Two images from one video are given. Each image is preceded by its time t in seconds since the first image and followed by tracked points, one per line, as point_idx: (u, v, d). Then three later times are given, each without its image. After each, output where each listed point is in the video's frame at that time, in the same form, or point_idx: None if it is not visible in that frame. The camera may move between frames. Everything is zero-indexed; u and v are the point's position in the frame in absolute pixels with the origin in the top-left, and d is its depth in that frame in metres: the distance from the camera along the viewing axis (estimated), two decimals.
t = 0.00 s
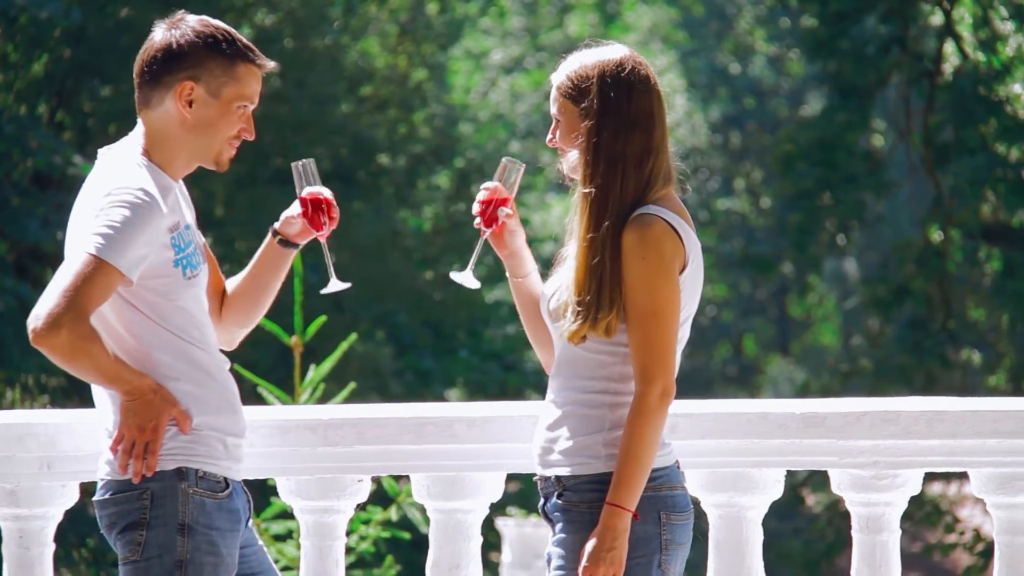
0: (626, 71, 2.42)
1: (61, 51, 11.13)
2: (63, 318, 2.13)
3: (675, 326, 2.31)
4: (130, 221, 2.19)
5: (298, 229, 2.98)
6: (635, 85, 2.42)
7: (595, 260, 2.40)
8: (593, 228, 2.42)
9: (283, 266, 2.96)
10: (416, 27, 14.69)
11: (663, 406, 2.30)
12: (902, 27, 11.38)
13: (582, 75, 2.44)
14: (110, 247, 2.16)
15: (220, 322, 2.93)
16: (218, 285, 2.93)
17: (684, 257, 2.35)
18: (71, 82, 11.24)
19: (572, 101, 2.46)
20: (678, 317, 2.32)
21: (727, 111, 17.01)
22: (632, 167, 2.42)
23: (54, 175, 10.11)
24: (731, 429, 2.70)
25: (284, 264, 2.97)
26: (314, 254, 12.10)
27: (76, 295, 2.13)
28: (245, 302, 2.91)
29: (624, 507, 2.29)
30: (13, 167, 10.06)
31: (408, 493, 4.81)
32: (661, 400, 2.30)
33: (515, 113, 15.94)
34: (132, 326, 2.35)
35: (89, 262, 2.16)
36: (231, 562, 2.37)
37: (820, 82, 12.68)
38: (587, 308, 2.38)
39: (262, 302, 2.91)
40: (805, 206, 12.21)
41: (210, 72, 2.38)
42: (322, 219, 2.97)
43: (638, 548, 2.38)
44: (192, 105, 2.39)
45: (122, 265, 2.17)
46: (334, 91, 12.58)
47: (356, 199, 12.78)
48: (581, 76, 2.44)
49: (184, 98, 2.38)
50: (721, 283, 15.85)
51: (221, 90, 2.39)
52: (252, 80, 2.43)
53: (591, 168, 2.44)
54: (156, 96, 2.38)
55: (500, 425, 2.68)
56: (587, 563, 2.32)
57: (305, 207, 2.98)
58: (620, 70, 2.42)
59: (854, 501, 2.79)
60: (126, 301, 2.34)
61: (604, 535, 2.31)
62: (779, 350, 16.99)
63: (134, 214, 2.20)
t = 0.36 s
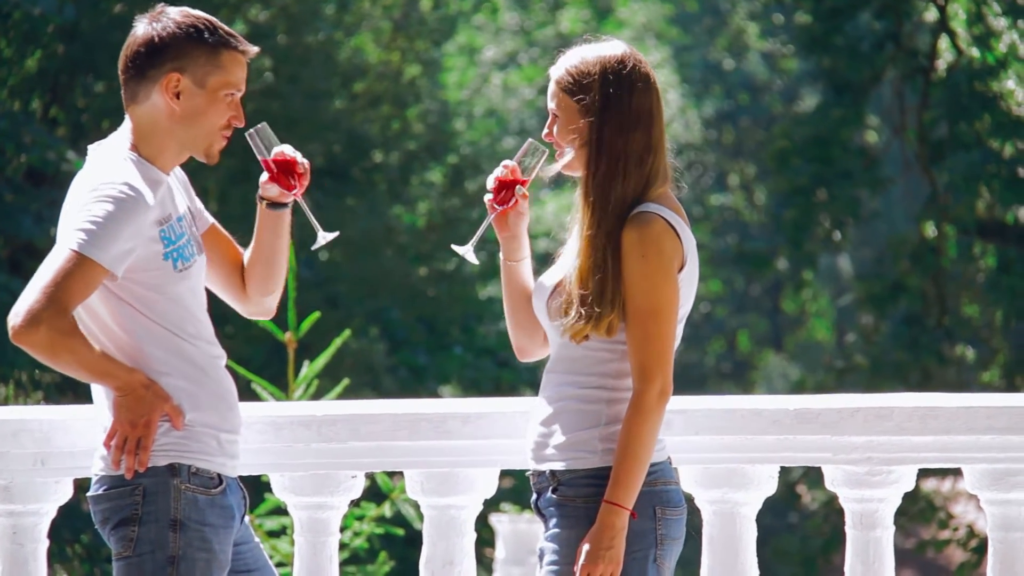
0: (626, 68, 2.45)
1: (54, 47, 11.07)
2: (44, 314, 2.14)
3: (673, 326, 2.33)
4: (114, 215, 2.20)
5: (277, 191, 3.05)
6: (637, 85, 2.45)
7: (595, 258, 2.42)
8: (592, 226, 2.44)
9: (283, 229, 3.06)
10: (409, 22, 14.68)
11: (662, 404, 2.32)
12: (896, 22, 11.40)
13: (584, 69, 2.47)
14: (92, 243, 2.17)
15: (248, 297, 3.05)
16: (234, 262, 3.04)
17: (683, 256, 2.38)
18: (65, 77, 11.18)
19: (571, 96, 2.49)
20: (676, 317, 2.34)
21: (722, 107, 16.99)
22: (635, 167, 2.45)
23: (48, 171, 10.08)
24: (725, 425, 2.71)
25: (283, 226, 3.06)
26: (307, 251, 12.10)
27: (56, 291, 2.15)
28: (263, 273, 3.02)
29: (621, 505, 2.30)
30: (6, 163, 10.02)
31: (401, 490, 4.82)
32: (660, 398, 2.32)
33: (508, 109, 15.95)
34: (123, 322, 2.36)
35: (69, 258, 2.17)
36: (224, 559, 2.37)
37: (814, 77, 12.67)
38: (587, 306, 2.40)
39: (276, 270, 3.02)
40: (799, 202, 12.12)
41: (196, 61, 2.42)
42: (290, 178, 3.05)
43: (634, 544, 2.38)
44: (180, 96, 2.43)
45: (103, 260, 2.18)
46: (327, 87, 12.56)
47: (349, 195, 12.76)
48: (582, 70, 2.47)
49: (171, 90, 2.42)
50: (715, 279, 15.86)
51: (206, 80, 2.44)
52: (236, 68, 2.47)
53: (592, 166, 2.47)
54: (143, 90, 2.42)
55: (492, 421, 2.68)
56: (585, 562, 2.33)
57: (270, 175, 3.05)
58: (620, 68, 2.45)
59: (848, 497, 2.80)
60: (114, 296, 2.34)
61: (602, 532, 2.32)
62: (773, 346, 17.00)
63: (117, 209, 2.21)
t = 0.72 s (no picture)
0: (638, 67, 2.45)
1: (52, 45, 11.04)
2: (30, 316, 2.14)
3: (678, 325, 2.34)
4: (104, 214, 2.21)
5: (268, 169, 2.93)
6: (644, 83, 2.45)
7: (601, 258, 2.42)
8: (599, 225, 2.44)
9: (283, 205, 2.97)
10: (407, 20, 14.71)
11: (668, 404, 2.33)
12: (894, 20, 11.41)
13: (595, 64, 2.47)
14: (82, 242, 2.18)
15: (261, 281, 3.00)
16: (242, 246, 2.98)
17: (688, 255, 2.39)
18: (63, 75, 11.15)
19: (580, 91, 2.48)
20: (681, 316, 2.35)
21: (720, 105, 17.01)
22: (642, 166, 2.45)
23: (46, 169, 10.07)
24: (723, 423, 2.71)
25: (281, 202, 2.97)
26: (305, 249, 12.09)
27: (44, 292, 2.15)
28: (270, 253, 2.97)
29: (624, 503, 2.31)
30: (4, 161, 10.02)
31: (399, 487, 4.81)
32: (666, 398, 2.33)
33: (506, 107, 15.95)
34: (119, 321, 2.35)
35: (59, 259, 2.18)
36: (222, 557, 2.37)
37: (813, 74, 12.68)
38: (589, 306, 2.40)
39: (282, 247, 2.97)
40: (799, 201, 12.18)
41: (174, 52, 2.42)
42: (278, 155, 2.91)
43: (634, 543, 2.38)
44: (166, 91, 2.43)
45: (94, 260, 2.19)
46: (326, 85, 12.54)
47: (348, 193, 12.75)
48: (592, 66, 2.46)
49: (156, 85, 2.42)
50: (714, 277, 15.87)
51: (190, 68, 2.43)
52: (217, 51, 2.47)
53: (606, 166, 2.48)
54: (129, 90, 2.42)
55: (490, 419, 2.68)
56: (587, 560, 2.33)
57: (258, 155, 2.90)
58: (630, 64, 2.45)
59: (846, 495, 2.80)
60: (109, 293, 2.34)
61: (604, 531, 2.32)
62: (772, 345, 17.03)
63: (108, 207, 2.21)
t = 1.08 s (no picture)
0: (663, 78, 2.46)
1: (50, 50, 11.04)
2: (25, 322, 2.14)
3: (682, 329, 2.34)
4: (100, 219, 2.20)
5: (264, 155, 2.74)
6: (667, 93, 2.47)
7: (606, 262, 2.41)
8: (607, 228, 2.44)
9: (282, 190, 2.77)
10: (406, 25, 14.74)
11: (669, 409, 2.32)
12: (892, 25, 11.43)
13: (623, 64, 2.48)
14: (77, 249, 2.17)
15: (271, 271, 2.81)
16: (245, 238, 2.78)
17: (691, 260, 2.38)
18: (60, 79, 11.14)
19: (599, 90, 2.48)
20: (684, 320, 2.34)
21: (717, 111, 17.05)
22: (653, 174, 2.44)
23: (44, 173, 10.07)
24: (721, 429, 2.70)
25: (281, 187, 2.77)
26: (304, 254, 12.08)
27: (41, 298, 2.15)
28: (276, 241, 2.78)
29: (626, 508, 2.30)
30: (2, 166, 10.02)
31: (397, 492, 4.80)
32: (668, 403, 2.32)
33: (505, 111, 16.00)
34: (115, 326, 2.35)
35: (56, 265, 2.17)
36: (220, 563, 2.37)
37: (811, 78, 12.71)
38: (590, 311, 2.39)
39: (288, 233, 2.78)
40: (798, 206, 12.20)
41: (156, 53, 2.39)
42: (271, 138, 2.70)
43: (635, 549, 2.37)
44: (153, 93, 2.40)
45: (90, 266, 2.18)
46: (324, 89, 12.53)
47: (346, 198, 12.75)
48: (617, 68, 2.47)
49: (142, 89, 2.39)
50: (712, 283, 15.90)
51: (174, 67, 2.41)
52: (197, 46, 2.44)
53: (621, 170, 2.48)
54: (116, 98, 2.40)
55: (489, 425, 2.68)
56: (589, 566, 2.32)
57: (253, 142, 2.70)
58: (653, 72, 2.47)
59: (844, 501, 2.79)
60: (105, 298, 2.33)
61: (606, 537, 2.31)
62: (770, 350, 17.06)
63: (103, 213, 2.21)
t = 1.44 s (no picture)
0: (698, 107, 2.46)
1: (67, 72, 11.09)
2: (44, 344, 2.14)
3: (701, 349, 2.32)
4: (117, 241, 2.20)
5: (278, 156, 2.74)
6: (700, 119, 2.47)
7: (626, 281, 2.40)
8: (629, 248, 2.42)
9: (299, 190, 2.77)
10: (420, 47, 14.79)
11: (689, 428, 2.31)
12: (908, 45, 11.41)
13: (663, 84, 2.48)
14: (94, 270, 2.17)
15: (298, 275, 2.80)
16: (269, 246, 2.78)
17: (710, 280, 2.37)
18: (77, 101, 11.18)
19: (634, 104, 2.48)
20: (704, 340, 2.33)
21: (732, 131, 17.04)
22: (683, 198, 2.43)
23: (61, 195, 10.12)
24: (738, 450, 2.69)
25: (297, 188, 2.77)
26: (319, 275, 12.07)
27: (60, 320, 2.15)
28: (299, 244, 2.78)
29: (647, 528, 2.28)
30: (20, 188, 10.08)
31: (415, 514, 4.77)
32: (687, 422, 2.31)
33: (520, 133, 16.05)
34: (133, 347, 2.34)
35: (74, 287, 2.17)
36: None
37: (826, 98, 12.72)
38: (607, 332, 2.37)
39: (309, 233, 2.78)
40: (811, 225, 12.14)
41: (155, 72, 2.40)
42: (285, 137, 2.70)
43: (656, 570, 2.35)
44: (160, 113, 2.40)
45: (107, 287, 2.18)
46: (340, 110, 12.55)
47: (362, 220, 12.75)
48: (656, 88, 2.47)
49: (148, 109, 2.40)
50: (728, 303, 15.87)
51: (175, 84, 2.41)
52: (196, 59, 2.45)
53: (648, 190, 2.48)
54: (123, 121, 2.40)
55: (507, 446, 2.67)
56: None
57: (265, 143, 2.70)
58: (691, 100, 2.47)
59: (862, 523, 2.77)
60: (122, 319, 2.32)
61: (628, 557, 2.29)
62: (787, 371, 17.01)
63: (121, 234, 2.21)
